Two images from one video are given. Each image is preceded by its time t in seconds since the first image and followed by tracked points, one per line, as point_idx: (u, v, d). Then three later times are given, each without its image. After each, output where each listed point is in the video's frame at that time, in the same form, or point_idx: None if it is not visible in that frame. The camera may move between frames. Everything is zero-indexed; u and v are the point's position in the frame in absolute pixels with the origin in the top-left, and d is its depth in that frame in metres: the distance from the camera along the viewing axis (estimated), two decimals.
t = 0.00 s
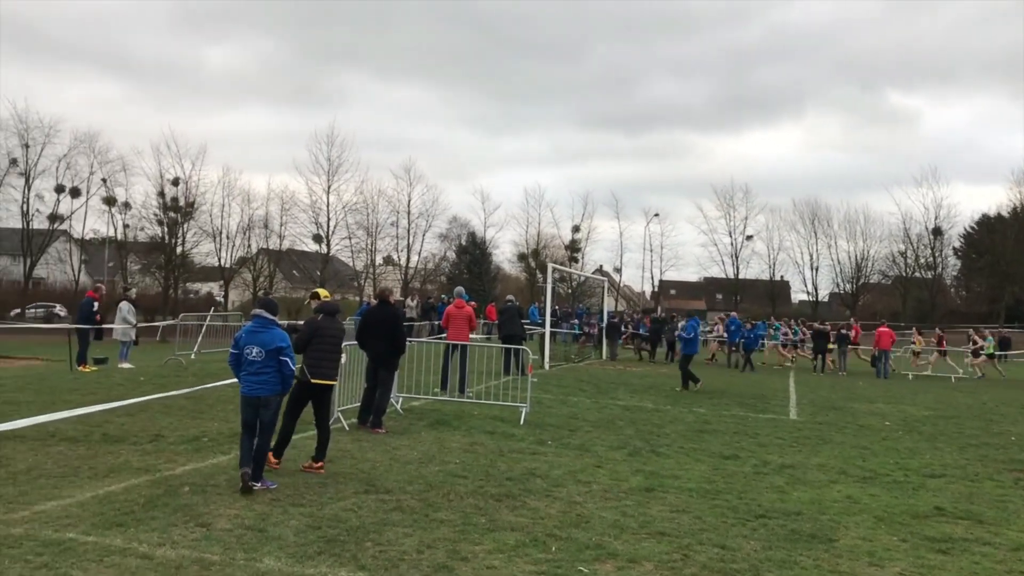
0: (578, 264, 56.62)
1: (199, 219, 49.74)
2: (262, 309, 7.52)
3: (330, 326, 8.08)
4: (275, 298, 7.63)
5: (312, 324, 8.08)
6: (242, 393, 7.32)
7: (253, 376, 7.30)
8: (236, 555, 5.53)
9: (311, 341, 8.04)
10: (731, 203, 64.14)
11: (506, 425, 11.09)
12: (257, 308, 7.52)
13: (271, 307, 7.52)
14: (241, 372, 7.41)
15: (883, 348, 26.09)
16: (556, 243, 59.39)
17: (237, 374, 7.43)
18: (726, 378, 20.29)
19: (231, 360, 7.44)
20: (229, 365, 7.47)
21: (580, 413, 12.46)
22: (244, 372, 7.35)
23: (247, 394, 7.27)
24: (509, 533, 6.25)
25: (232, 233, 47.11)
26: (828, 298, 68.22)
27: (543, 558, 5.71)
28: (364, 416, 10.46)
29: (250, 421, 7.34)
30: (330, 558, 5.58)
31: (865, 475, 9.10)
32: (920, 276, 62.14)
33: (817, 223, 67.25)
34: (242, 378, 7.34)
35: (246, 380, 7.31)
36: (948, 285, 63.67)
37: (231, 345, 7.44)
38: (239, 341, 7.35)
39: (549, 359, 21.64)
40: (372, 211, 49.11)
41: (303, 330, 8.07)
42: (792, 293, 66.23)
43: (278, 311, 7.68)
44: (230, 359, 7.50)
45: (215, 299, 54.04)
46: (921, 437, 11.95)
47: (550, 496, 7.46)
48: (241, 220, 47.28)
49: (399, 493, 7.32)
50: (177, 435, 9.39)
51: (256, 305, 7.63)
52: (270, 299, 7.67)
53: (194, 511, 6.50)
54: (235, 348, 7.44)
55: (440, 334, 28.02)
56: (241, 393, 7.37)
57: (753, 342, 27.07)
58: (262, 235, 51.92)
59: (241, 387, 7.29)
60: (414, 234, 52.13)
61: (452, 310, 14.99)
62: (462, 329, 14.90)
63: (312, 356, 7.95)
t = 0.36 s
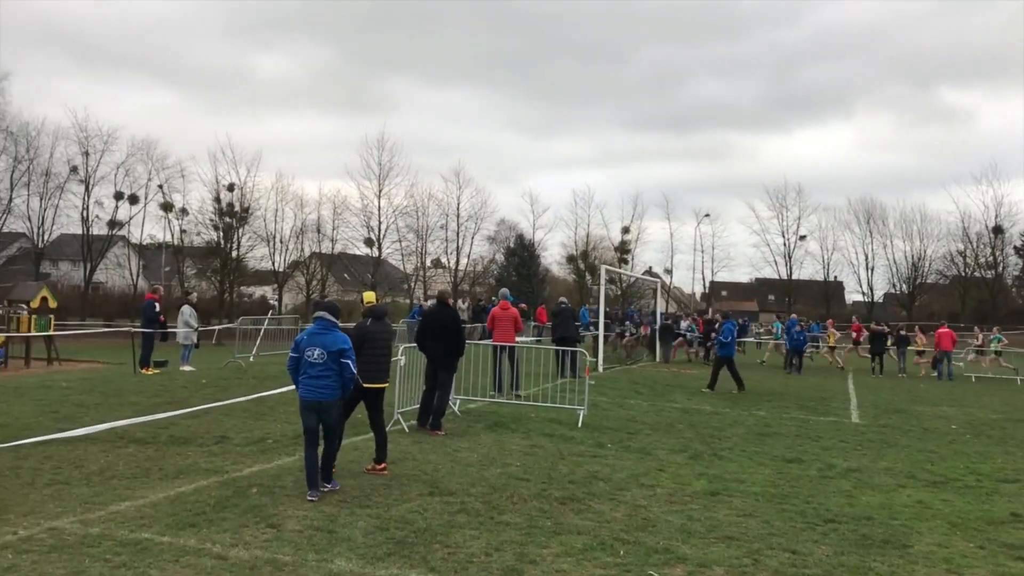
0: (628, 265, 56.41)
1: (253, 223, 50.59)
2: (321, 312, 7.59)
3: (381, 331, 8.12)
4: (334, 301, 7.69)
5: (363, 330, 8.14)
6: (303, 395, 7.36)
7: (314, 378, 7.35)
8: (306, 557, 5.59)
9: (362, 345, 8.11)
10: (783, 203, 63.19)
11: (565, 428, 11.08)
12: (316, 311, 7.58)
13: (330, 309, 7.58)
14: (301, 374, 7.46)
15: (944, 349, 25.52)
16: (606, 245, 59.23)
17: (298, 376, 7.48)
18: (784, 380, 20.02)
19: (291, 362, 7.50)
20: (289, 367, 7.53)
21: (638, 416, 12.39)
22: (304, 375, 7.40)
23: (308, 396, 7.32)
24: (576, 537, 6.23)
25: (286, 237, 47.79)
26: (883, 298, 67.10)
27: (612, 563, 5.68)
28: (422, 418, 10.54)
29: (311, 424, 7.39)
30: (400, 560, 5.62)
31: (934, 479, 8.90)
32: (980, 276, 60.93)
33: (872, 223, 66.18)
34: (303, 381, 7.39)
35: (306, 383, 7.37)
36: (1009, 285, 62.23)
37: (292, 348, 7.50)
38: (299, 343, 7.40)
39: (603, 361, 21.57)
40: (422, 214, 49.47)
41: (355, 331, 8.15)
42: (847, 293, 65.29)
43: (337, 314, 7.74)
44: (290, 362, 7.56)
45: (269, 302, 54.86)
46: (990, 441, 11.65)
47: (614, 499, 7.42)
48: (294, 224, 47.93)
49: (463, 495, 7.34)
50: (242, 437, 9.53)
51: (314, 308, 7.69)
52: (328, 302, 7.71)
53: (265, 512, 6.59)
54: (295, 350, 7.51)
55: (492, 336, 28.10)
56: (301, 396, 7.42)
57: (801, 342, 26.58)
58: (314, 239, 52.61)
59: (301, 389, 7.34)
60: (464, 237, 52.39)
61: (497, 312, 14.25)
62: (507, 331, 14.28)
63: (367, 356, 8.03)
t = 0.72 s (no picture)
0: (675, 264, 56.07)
1: (302, 229, 51.20)
2: (387, 315, 7.63)
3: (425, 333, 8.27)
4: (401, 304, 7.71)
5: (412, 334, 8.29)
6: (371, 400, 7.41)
7: (381, 382, 7.38)
8: (386, 560, 5.62)
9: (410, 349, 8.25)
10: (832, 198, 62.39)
11: (626, 429, 11.03)
12: (383, 315, 7.62)
13: (396, 312, 7.60)
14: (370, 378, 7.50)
15: (1009, 346, 24.95)
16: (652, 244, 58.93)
17: (367, 380, 7.53)
18: (842, 378, 19.72)
19: (359, 367, 7.58)
20: (358, 372, 7.60)
21: (699, 417, 12.28)
22: (373, 379, 7.45)
23: (376, 400, 7.36)
24: (652, 539, 6.19)
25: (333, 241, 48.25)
26: (937, 294, 65.89)
27: (692, 565, 5.62)
28: (485, 421, 10.54)
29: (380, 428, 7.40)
30: (479, 562, 5.64)
31: (1010, 479, 8.69)
32: None
33: (924, 218, 65.08)
34: (372, 385, 7.43)
35: (374, 387, 7.41)
36: None
37: (360, 352, 7.57)
38: (366, 347, 7.47)
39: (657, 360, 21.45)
40: (468, 216, 49.62)
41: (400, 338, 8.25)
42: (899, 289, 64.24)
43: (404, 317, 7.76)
44: (359, 366, 7.63)
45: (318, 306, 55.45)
46: None
47: (685, 501, 7.36)
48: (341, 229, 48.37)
49: (533, 498, 7.33)
50: (308, 440, 9.63)
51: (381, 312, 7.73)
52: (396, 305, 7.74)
53: (340, 515, 6.65)
54: (364, 355, 7.58)
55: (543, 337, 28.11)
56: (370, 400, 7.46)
57: (852, 339, 26.11)
58: (362, 243, 53.07)
59: (370, 393, 7.37)
60: (509, 239, 52.45)
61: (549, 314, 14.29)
62: (562, 333, 14.24)
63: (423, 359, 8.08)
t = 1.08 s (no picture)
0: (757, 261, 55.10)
1: (383, 227, 51.93)
2: (490, 316, 7.71)
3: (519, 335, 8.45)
4: (503, 306, 7.81)
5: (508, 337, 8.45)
6: (475, 401, 7.44)
7: (486, 383, 7.43)
8: (495, 557, 5.63)
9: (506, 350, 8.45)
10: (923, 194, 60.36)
11: (722, 430, 10.87)
12: (485, 316, 7.70)
13: (500, 314, 7.69)
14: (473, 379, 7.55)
15: None
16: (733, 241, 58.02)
17: (469, 381, 7.58)
18: (941, 380, 19.07)
19: (461, 368, 7.63)
20: (459, 373, 7.66)
21: (796, 418, 12.02)
22: (477, 380, 7.49)
23: (480, 400, 7.40)
24: (762, 542, 6.08)
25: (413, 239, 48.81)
26: None
27: (807, 570, 5.49)
28: (578, 419, 10.53)
29: (483, 430, 7.42)
30: (588, 562, 5.60)
31: None
32: None
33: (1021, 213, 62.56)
34: (475, 386, 7.48)
35: (478, 388, 7.45)
36: None
37: (462, 353, 7.62)
38: (470, 347, 7.52)
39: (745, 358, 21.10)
40: (547, 214, 49.60)
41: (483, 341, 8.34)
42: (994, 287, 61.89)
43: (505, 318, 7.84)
44: (461, 368, 7.69)
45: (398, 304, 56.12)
46: None
47: (792, 503, 7.20)
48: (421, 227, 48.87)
49: (636, 497, 7.27)
50: (405, 435, 9.74)
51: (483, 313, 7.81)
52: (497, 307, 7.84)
53: (445, 511, 6.69)
54: (466, 356, 7.63)
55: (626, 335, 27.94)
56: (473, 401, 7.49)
57: (943, 339, 25.02)
58: (441, 241, 53.54)
59: (474, 394, 7.42)
60: (588, 236, 52.20)
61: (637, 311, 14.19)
62: (650, 331, 14.11)
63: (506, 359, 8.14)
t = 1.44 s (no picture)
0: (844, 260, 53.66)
1: (463, 223, 52.24)
2: (589, 313, 7.62)
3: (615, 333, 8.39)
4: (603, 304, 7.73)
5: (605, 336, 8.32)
6: (571, 398, 7.32)
7: (584, 380, 7.33)
8: (598, 556, 5.55)
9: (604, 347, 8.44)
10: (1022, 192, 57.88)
11: (819, 432, 10.57)
12: (585, 312, 7.62)
13: (601, 311, 7.61)
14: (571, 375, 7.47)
15: None
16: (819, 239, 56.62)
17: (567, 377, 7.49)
18: None
19: (557, 362, 7.52)
20: (555, 368, 7.56)
21: (896, 422, 11.62)
22: (575, 376, 7.39)
23: (578, 397, 7.29)
24: (875, 550, 5.85)
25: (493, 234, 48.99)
26: None
27: None
28: (670, 418, 10.40)
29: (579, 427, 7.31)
30: (694, 565, 5.47)
31: None
32: None
33: None
34: (573, 383, 7.37)
35: (577, 385, 7.34)
36: None
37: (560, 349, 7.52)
38: (571, 343, 7.43)
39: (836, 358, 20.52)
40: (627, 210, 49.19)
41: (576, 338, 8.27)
42: None
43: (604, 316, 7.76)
44: (557, 364, 7.61)
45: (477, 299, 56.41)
46: None
47: (902, 511, 6.93)
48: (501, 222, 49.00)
49: (737, 500, 7.10)
50: (496, 430, 9.72)
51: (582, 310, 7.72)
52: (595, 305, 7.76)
53: (543, 508, 6.63)
54: (565, 351, 7.54)
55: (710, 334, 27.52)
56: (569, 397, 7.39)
57: None
58: (520, 237, 53.58)
59: (572, 390, 7.30)
60: (669, 233, 51.62)
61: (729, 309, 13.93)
62: (742, 330, 13.84)
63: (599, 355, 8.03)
